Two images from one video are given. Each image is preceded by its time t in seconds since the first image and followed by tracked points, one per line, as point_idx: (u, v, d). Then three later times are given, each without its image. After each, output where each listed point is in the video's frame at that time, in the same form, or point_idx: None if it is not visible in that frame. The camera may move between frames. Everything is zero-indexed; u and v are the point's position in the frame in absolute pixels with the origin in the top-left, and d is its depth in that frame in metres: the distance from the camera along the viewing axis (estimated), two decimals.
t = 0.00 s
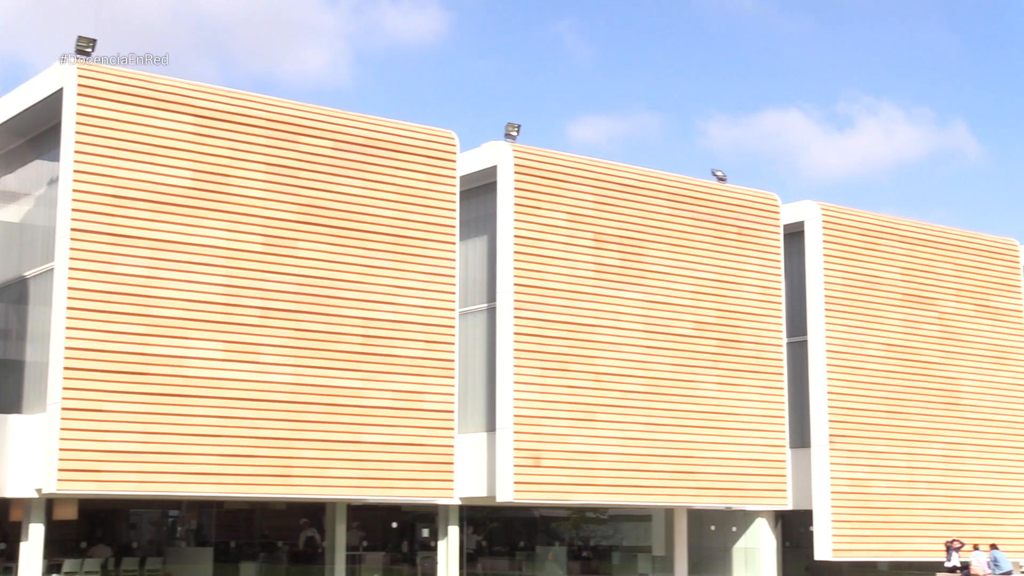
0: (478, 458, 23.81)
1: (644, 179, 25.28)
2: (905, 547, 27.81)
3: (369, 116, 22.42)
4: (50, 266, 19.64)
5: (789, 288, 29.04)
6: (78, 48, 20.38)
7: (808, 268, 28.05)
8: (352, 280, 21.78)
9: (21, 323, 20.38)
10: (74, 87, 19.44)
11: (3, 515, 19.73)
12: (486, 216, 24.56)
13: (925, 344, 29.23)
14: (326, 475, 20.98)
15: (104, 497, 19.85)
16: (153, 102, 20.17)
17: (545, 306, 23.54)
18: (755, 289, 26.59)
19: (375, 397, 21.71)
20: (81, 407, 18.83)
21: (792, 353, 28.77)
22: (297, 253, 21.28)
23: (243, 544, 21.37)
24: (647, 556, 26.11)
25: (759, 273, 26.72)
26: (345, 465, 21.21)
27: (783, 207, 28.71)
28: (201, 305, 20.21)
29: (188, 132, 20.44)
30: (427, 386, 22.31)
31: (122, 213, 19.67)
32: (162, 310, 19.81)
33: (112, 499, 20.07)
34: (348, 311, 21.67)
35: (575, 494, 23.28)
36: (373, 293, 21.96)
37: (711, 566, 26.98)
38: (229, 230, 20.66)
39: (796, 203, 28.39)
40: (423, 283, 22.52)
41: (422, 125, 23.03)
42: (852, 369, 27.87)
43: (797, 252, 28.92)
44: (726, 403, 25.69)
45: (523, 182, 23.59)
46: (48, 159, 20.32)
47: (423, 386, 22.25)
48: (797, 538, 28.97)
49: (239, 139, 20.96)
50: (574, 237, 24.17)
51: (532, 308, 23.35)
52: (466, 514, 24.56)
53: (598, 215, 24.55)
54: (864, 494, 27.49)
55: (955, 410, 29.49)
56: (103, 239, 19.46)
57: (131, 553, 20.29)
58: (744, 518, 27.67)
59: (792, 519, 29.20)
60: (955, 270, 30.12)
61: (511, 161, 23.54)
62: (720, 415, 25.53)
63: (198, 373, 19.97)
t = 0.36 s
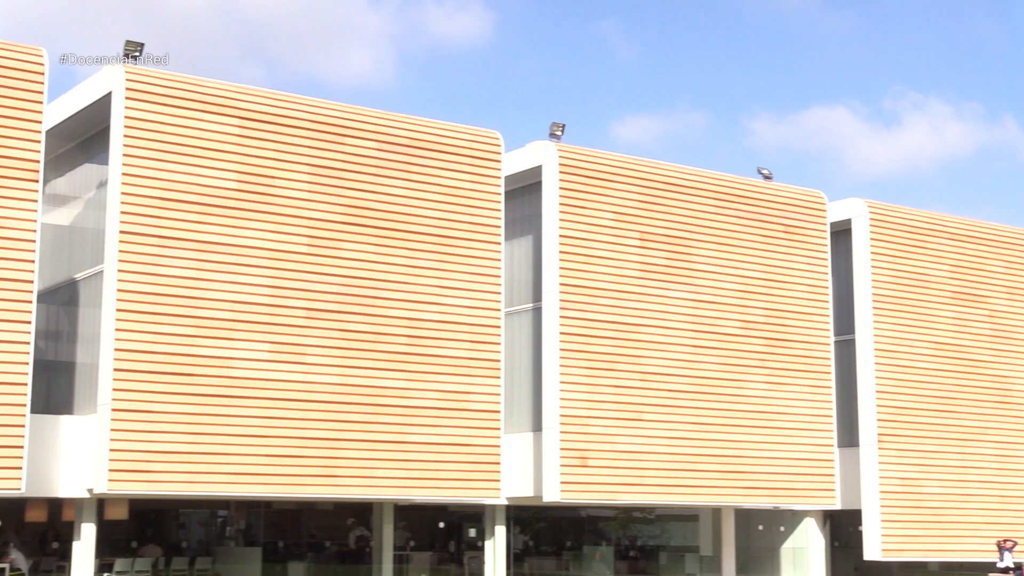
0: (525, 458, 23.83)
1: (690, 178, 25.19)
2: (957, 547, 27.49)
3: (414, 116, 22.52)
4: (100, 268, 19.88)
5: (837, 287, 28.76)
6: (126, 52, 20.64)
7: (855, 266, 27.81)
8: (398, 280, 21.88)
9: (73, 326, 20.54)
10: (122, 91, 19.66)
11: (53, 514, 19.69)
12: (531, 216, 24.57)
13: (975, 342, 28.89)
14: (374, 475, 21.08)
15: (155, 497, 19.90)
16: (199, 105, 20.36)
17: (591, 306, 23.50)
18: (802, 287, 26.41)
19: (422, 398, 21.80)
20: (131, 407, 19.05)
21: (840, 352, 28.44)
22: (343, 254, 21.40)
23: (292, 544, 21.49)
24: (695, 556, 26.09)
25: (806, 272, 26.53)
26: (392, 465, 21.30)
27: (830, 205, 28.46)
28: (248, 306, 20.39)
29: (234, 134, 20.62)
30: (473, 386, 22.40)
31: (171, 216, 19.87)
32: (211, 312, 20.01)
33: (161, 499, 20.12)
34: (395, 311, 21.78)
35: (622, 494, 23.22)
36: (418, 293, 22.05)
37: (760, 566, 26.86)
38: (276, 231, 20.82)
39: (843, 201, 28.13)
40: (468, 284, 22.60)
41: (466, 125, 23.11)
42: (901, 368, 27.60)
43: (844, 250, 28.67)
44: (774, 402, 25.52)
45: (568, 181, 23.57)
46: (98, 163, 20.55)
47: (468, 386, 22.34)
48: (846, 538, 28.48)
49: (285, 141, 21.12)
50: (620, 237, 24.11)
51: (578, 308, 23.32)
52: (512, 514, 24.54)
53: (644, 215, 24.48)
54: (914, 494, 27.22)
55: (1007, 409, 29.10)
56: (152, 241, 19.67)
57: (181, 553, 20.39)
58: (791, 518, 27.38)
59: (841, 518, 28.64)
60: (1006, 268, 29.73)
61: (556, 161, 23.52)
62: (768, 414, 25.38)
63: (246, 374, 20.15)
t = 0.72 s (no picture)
0: (569, 458, 23.83)
1: (733, 176, 25.08)
2: (1005, 548, 27.17)
3: (456, 117, 22.58)
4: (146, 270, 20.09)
5: (881, 285, 28.51)
6: (170, 55, 20.83)
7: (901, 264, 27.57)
8: (440, 281, 21.97)
9: (119, 328, 20.75)
10: (167, 94, 19.84)
11: (102, 515, 19.91)
12: (573, 215, 24.57)
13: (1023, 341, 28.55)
14: (418, 475, 21.17)
15: (201, 498, 20.09)
16: (242, 107, 20.52)
17: (634, 305, 23.46)
18: (846, 286, 26.22)
19: (466, 398, 21.88)
20: (179, 408, 19.24)
21: (886, 351, 28.20)
22: (386, 255, 21.51)
23: (336, 544, 21.59)
24: (740, 556, 25.97)
25: (851, 270, 26.34)
26: (436, 465, 21.38)
27: (874, 202, 28.22)
28: (293, 307, 20.54)
29: (277, 136, 20.77)
30: (516, 385, 22.46)
31: (216, 218, 20.05)
32: (256, 313, 20.18)
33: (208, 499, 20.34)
34: (438, 312, 21.87)
35: (667, 494, 23.15)
36: (461, 293, 22.13)
37: (806, 567, 26.73)
38: (319, 232, 20.96)
39: (888, 199, 27.88)
40: (510, 283, 22.67)
41: (508, 125, 23.16)
42: (948, 367, 27.32)
43: (889, 248, 28.42)
44: (819, 401, 25.36)
45: (611, 181, 23.53)
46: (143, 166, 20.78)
47: (512, 386, 22.40)
48: (892, 538, 27.78)
49: (328, 143, 21.24)
50: (663, 236, 24.05)
51: (621, 308, 23.29)
52: (556, 514, 24.50)
53: (687, 213, 24.40)
54: (962, 494, 26.93)
55: None
56: (198, 243, 19.84)
57: (227, 553, 20.59)
58: (837, 518, 27.40)
59: (887, 519, 28.01)
60: None
61: (598, 160, 23.49)
62: (813, 413, 25.22)
63: (292, 375, 20.31)
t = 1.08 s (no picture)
0: (616, 457, 23.81)
1: (779, 174, 24.95)
2: None
3: (501, 117, 22.65)
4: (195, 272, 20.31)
5: (930, 283, 28.22)
6: (218, 59, 21.05)
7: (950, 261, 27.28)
8: (486, 281, 22.04)
9: (168, 329, 20.97)
10: (215, 98, 20.04)
11: (153, 515, 20.14)
12: (619, 215, 24.55)
13: None
14: (465, 475, 21.25)
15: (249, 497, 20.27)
16: (289, 110, 20.69)
17: (681, 304, 23.40)
18: (895, 283, 25.99)
19: (513, 398, 21.93)
20: (229, 408, 19.43)
21: (936, 349, 27.92)
22: (432, 255, 21.61)
23: (384, 543, 21.70)
24: (789, 556, 25.77)
25: (900, 268, 26.11)
26: (483, 464, 21.44)
27: (923, 199, 27.94)
28: (340, 308, 20.68)
29: (323, 138, 20.90)
30: (564, 385, 22.48)
31: (264, 220, 20.23)
32: (304, 314, 20.34)
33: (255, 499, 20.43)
34: (485, 312, 21.94)
35: (714, 493, 23.07)
36: (507, 293, 22.19)
37: (854, 567, 26.52)
38: (366, 233, 21.08)
39: (937, 195, 27.59)
40: (556, 283, 22.69)
41: (553, 125, 23.19)
42: (999, 365, 27.01)
43: (938, 246, 28.14)
44: (868, 400, 25.17)
45: (657, 180, 23.48)
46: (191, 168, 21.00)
47: (559, 385, 22.42)
48: (944, 538, 27.48)
49: (374, 144, 21.36)
50: (709, 234, 23.96)
51: (668, 306, 23.24)
52: (603, 513, 24.53)
53: (733, 212, 24.30)
54: (1013, 493, 26.62)
55: None
56: (246, 245, 20.04)
57: (276, 553, 20.72)
58: (887, 518, 27.23)
59: (938, 519, 27.67)
60: None
61: (644, 159, 23.45)
62: (862, 411, 25.03)
63: (340, 375, 20.45)
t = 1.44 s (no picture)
0: (659, 457, 23.76)
1: (822, 172, 24.80)
2: None
3: (543, 117, 22.68)
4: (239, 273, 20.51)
5: (976, 280, 27.93)
6: (260, 61, 21.23)
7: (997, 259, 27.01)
8: (529, 281, 22.08)
9: (213, 330, 21.17)
10: (257, 100, 20.21)
11: (198, 515, 20.33)
12: (661, 214, 24.50)
13: None
14: (509, 475, 21.29)
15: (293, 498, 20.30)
16: (332, 112, 20.83)
17: (724, 303, 23.32)
18: (941, 282, 25.78)
19: (556, 398, 21.95)
20: (274, 409, 19.59)
21: (983, 348, 27.56)
22: (474, 256, 21.70)
23: (428, 544, 21.78)
24: (835, 556, 25.61)
25: (945, 265, 25.88)
26: (527, 464, 21.48)
27: (968, 196, 27.66)
28: (384, 308, 20.79)
29: (366, 139, 21.02)
30: (607, 385, 22.48)
31: (307, 222, 20.38)
32: (348, 314, 20.46)
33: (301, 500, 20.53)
34: (527, 312, 21.98)
35: (758, 493, 22.98)
36: (549, 292, 22.21)
37: (900, 567, 26.30)
38: (408, 233, 21.17)
39: (983, 193, 27.31)
40: (598, 282, 22.68)
41: (595, 124, 23.19)
42: None
43: (984, 243, 27.85)
44: (914, 398, 24.96)
45: (700, 180, 23.41)
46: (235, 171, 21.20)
47: (602, 385, 22.42)
48: (992, 537, 27.26)
49: (415, 145, 21.45)
50: (752, 233, 23.87)
51: (711, 306, 23.17)
52: (648, 513, 24.58)
53: (776, 210, 24.19)
54: None
55: None
56: (290, 247, 20.20)
57: (321, 552, 20.86)
58: (935, 518, 26.93)
59: (986, 518, 27.48)
60: None
61: (685, 158, 23.39)
62: (907, 410, 24.83)
63: (384, 375, 20.57)
